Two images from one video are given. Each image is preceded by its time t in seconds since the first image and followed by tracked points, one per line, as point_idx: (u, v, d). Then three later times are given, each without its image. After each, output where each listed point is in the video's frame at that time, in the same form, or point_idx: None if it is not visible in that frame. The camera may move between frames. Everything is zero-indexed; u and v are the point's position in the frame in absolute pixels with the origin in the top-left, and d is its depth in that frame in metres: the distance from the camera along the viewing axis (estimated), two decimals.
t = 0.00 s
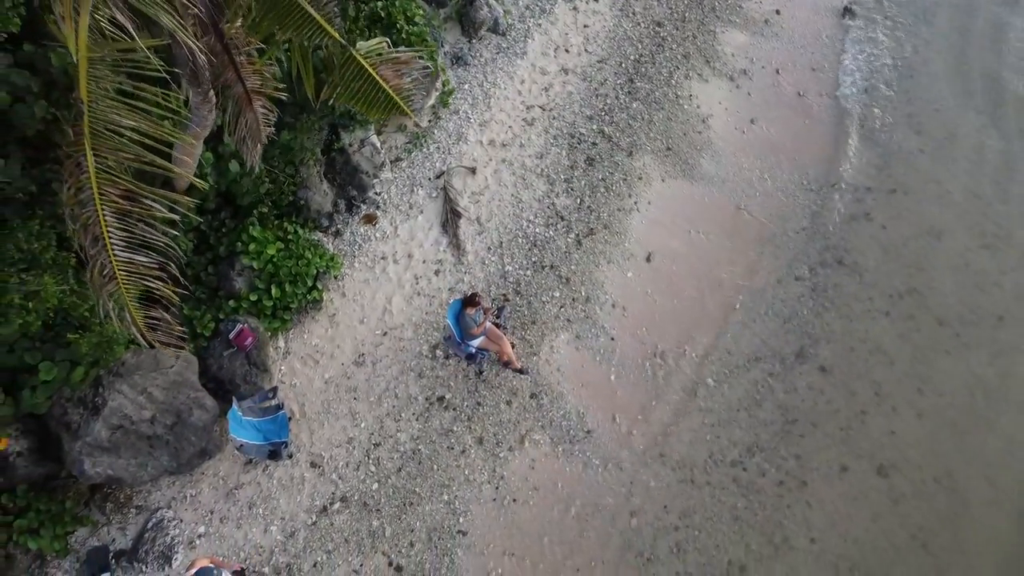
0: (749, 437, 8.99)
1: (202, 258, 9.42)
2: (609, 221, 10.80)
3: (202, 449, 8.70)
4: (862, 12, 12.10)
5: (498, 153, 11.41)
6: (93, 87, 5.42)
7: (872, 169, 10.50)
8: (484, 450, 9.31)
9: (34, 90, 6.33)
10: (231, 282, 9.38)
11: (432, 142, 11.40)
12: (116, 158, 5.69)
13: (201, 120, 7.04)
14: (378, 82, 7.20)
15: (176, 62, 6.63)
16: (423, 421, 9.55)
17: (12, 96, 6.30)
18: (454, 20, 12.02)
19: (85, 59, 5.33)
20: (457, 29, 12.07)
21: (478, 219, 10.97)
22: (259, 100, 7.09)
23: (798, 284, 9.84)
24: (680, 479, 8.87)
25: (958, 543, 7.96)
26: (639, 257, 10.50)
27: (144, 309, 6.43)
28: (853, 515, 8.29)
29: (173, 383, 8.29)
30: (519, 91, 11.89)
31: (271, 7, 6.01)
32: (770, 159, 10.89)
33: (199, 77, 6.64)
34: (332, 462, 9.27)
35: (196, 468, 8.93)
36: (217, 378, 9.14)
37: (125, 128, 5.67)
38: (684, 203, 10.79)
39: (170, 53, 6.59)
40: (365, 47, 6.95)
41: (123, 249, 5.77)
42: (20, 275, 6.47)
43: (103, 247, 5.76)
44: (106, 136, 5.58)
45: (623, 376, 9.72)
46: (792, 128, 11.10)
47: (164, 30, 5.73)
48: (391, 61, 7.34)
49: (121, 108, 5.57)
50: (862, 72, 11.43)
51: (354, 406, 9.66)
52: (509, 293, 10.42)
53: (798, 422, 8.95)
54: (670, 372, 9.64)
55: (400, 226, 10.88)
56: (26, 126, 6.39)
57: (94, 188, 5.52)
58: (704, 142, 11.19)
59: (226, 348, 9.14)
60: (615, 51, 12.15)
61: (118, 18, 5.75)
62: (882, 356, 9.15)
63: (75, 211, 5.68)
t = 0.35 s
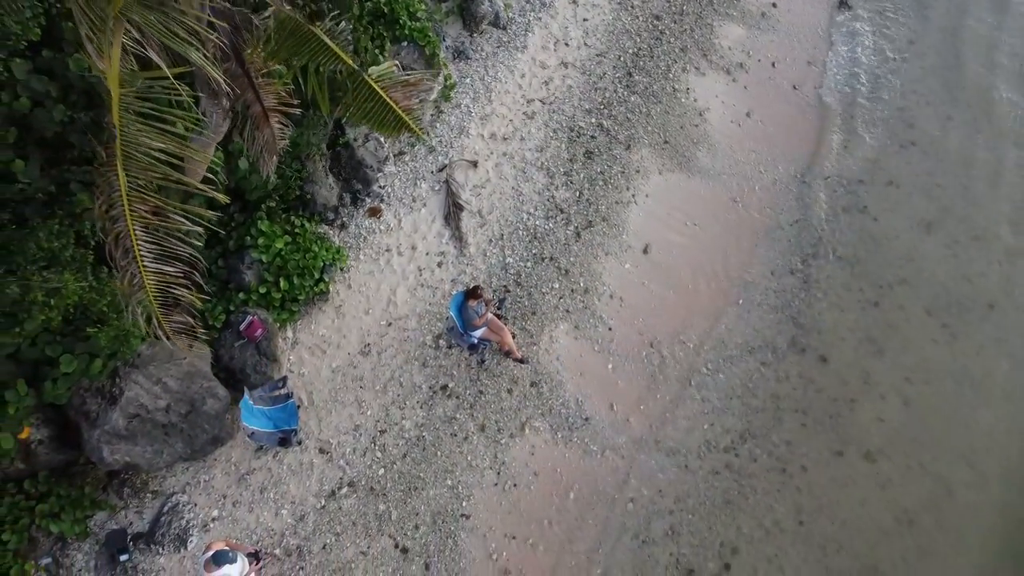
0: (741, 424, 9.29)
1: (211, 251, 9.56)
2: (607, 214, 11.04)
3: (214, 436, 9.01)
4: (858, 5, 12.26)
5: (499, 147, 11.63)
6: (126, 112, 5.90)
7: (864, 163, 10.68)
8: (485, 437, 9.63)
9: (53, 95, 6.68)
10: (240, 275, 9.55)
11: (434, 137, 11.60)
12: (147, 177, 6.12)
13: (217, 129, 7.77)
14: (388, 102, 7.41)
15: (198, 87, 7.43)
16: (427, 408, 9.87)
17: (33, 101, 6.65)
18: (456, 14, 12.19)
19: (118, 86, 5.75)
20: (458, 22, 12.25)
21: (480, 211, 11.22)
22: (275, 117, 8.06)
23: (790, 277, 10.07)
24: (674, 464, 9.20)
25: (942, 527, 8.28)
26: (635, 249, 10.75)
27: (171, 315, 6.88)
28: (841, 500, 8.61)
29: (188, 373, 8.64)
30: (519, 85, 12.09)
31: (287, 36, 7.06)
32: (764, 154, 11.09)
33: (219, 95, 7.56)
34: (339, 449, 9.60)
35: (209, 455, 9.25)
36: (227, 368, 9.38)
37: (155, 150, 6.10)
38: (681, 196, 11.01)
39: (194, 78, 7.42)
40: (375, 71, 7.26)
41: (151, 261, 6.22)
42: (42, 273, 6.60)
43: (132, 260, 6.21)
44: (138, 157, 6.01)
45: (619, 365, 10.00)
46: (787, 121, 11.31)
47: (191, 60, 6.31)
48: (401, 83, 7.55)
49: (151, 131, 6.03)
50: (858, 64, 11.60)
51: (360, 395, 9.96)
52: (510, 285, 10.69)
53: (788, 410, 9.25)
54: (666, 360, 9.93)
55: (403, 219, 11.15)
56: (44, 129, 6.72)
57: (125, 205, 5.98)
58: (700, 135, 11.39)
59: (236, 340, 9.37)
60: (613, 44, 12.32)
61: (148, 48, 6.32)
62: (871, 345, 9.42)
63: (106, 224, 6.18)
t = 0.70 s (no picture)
0: (732, 412, 9.61)
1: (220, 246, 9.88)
2: (605, 206, 11.26)
3: (226, 424, 9.22)
4: None
5: (500, 141, 11.83)
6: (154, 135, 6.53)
7: (856, 155, 10.93)
8: (487, 425, 9.87)
9: (70, 100, 7.01)
10: (249, 269, 9.87)
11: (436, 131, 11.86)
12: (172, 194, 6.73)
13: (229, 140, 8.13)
14: (396, 122, 7.79)
15: (218, 107, 7.88)
16: (431, 397, 10.11)
17: (51, 106, 6.97)
18: (457, 9, 12.51)
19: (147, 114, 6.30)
20: (460, 17, 12.57)
21: (481, 204, 11.43)
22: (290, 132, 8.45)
23: (783, 270, 10.32)
24: (669, 451, 9.51)
25: (926, 510, 8.59)
26: (632, 241, 11.00)
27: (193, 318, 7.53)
28: (829, 484, 8.93)
29: (199, 364, 8.93)
30: (519, 79, 12.28)
31: (303, 62, 7.55)
32: (755, 147, 11.35)
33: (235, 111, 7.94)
34: (346, 436, 9.82)
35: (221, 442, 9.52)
36: (237, 358, 9.61)
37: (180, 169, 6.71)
38: (677, 189, 11.26)
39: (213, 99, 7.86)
40: (384, 93, 7.65)
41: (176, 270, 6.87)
42: (63, 270, 6.88)
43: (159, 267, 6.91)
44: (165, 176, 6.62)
45: (615, 355, 10.29)
46: (781, 115, 11.53)
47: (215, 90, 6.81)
48: (408, 104, 7.94)
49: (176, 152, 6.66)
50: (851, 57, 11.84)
51: (366, 383, 10.20)
52: (510, 277, 10.89)
53: (779, 397, 9.59)
54: (663, 348, 10.23)
55: (406, 211, 11.42)
56: (62, 132, 7.04)
57: (153, 220, 6.59)
58: (696, 129, 11.60)
59: (246, 331, 9.60)
60: (611, 38, 12.52)
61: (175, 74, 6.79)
62: (859, 335, 9.72)
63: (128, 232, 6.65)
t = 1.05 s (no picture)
0: (724, 400, 9.97)
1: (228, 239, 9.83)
2: (602, 199, 11.46)
3: (238, 411, 9.40)
4: None
5: (500, 134, 11.91)
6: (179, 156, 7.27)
7: (850, 148, 11.37)
8: (488, 412, 10.12)
9: (86, 103, 7.34)
10: (257, 262, 9.90)
11: (438, 124, 11.85)
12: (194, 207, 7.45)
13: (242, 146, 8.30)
14: (404, 139, 8.59)
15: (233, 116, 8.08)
16: (433, 384, 10.31)
17: (69, 110, 7.32)
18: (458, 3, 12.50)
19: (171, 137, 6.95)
20: (460, 12, 12.57)
21: (481, 197, 11.52)
22: (302, 145, 8.63)
23: (774, 262, 10.73)
24: (663, 437, 9.83)
25: (909, 494, 9.05)
26: (629, 233, 11.23)
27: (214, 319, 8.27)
28: (816, 469, 9.37)
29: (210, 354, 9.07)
30: (519, 73, 12.39)
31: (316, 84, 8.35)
32: (750, 140, 11.68)
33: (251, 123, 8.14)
34: (352, 422, 10.08)
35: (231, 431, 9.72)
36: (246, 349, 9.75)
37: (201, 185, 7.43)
38: (674, 182, 11.51)
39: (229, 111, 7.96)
40: (392, 113, 8.51)
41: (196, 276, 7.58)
42: (81, 267, 7.22)
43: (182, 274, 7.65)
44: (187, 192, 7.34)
45: (612, 344, 10.54)
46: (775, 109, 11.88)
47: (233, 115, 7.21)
48: (413, 121, 8.75)
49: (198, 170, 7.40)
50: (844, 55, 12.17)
51: (370, 372, 10.39)
52: (509, 270, 11.06)
53: (769, 385, 9.97)
54: (659, 337, 10.52)
55: (409, 206, 11.44)
56: (78, 133, 7.37)
57: (176, 232, 7.34)
58: (692, 122, 11.86)
59: (254, 323, 9.71)
60: (609, 32, 12.71)
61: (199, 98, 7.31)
62: (848, 326, 10.15)
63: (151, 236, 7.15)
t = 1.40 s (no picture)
0: (716, 387, 10.31)
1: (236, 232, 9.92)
2: (599, 192, 11.67)
3: (247, 399, 9.60)
4: None
5: (499, 128, 12.04)
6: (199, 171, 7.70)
7: (841, 141, 11.70)
8: (488, 399, 10.41)
9: (102, 107, 7.67)
10: (264, 255, 9.98)
11: (439, 119, 11.93)
12: (211, 217, 7.88)
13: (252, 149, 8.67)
14: (410, 154, 8.94)
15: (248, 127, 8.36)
16: (435, 373, 10.57)
17: (85, 113, 7.66)
18: None
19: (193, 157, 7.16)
20: (461, 6, 12.71)
21: (481, 190, 11.69)
22: (313, 155, 8.96)
23: (768, 253, 11.04)
24: (658, 423, 10.18)
25: (894, 481, 9.50)
26: (626, 226, 11.48)
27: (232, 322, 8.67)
28: (804, 454, 9.76)
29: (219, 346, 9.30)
30: (518, 67, 12.51)
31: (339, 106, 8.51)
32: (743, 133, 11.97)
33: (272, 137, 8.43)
34: (358, 409, 10.35)
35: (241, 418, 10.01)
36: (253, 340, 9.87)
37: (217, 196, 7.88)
38: (671, 175, 11.76)
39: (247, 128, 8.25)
40: (399, 130, 8.87)
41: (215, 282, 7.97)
42: (98, 264, 7.56)
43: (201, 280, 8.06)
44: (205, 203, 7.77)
45: (609, 334, 10.82)
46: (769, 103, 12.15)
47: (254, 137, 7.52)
48: (418, 136, 9.16)
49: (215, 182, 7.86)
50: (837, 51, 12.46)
51: (375, 361, 10.61)
52: (508, 264, 11.26)
53: (761, 373, 10.32)
54: (656, 326, 10.82)
55: (411, 197, 11.57)
56: (93, 134, 7.70)
57: (197, 241, 7.73)
58: (687, 116, 12.10)
59: (262, 315, 9.82)
60: (607, 26, 12.87)
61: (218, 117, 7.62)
62: (838, 316, 10.51)
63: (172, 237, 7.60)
